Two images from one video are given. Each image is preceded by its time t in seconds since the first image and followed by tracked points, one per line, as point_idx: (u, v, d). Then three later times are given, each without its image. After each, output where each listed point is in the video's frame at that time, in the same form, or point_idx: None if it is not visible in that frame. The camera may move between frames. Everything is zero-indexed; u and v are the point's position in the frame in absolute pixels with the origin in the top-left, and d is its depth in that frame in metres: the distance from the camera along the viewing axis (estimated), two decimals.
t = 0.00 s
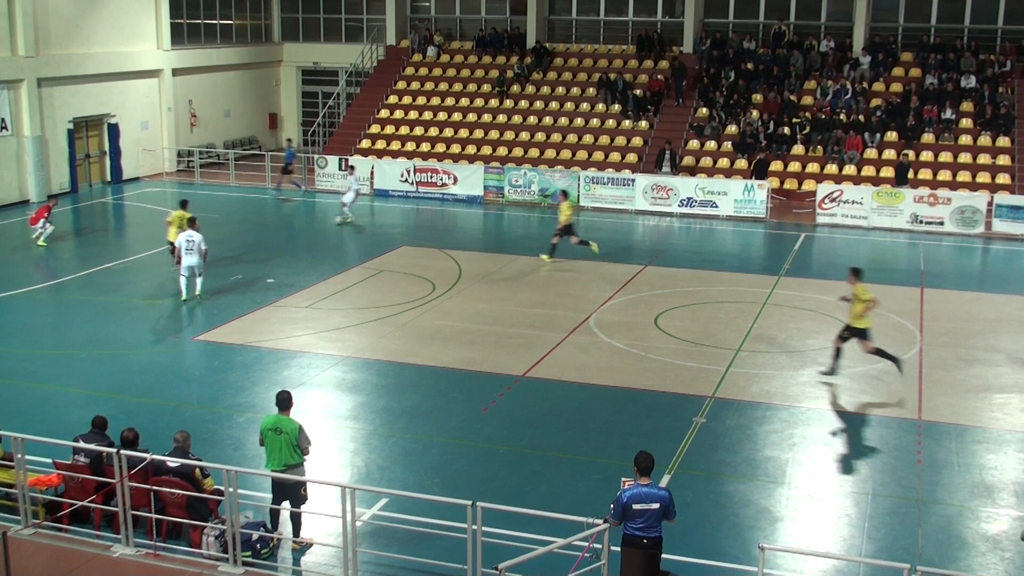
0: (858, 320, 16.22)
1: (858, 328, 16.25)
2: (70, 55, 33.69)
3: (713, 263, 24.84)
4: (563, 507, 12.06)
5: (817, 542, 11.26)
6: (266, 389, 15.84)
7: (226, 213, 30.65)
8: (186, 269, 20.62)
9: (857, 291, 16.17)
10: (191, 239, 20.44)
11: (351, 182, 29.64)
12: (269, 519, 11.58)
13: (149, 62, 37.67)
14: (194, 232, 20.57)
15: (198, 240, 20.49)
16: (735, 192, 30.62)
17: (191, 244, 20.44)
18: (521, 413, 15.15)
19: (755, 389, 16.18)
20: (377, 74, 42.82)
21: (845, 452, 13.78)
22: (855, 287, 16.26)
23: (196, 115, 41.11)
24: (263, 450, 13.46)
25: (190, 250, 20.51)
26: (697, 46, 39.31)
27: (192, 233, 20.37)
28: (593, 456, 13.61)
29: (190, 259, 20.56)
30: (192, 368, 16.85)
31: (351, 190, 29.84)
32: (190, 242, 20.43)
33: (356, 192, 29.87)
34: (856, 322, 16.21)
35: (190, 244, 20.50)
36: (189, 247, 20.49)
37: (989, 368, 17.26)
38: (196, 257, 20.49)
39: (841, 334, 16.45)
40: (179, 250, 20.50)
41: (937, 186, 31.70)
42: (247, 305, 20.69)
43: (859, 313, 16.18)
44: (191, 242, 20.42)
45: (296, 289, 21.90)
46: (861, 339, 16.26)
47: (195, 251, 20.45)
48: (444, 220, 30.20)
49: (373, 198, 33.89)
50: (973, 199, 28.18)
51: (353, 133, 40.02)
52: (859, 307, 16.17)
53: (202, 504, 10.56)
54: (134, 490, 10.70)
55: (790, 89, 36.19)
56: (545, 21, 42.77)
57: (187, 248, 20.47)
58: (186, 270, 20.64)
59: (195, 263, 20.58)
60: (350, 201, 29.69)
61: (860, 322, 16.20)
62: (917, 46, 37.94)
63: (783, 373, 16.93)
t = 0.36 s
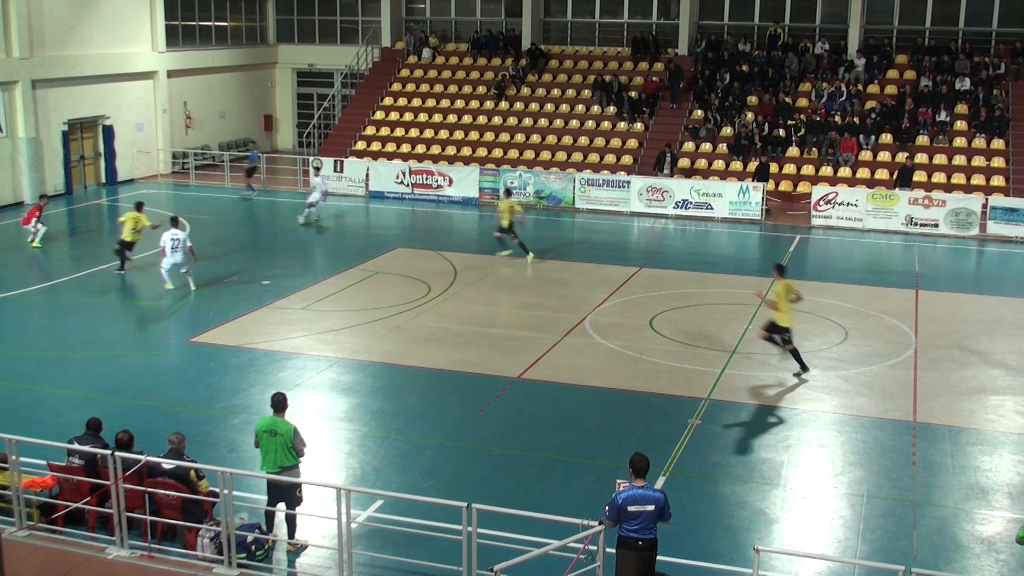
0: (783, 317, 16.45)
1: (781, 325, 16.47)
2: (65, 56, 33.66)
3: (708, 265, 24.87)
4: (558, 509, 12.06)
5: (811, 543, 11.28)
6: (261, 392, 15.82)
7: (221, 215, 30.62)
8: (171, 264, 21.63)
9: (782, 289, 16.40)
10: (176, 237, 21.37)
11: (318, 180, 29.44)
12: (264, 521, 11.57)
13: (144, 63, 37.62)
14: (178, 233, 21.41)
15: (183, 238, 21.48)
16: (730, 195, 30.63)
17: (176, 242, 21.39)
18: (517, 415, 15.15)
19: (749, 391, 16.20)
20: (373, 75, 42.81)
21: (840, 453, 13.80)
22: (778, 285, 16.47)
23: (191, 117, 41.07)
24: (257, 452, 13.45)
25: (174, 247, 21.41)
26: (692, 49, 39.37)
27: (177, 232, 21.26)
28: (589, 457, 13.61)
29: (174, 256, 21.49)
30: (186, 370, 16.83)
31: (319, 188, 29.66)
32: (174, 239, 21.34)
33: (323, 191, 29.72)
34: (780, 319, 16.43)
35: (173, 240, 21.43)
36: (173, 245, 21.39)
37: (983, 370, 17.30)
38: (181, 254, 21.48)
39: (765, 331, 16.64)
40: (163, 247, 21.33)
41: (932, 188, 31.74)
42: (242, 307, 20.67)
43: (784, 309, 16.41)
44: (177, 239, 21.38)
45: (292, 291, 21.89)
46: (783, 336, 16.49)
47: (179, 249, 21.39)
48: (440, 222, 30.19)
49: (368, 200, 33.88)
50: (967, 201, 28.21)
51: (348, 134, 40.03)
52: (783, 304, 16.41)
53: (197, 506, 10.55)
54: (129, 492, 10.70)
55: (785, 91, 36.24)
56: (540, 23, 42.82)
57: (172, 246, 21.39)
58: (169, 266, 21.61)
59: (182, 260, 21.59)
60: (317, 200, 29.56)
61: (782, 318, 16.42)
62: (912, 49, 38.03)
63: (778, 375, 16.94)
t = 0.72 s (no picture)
0: (725, 309, 17.10)
1: (724, 316, 17.14)
2: (63, 58, 33.65)
3: (706, 266, 24.89)
4: (556, 510, 12.05)
5: (809, 544, 11.29)
6: (259, 392, 15.82)
7: (218, 216, 30.60)
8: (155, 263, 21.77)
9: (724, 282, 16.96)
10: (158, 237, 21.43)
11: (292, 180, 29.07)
12: (262, 523, 11.56)
13: (141, 65, 37.59)
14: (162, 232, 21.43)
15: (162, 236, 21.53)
16: (728, 196, 30.63)
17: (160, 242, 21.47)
18: (515, 416, 15.15)
19: (747, 392, 16.20)
20: (370, 76, 42.80)
21: (838, 455, 13.81)
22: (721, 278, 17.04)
23: (188, 118, 41.05)
24: (255, 453, 13.44)
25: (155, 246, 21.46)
26: (689, 50, 39.41)
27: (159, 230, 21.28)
28: (587, 458, 13.62)
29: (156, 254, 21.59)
30: (184, 371, 16.82)
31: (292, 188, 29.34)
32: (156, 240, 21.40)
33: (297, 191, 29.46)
34: (722, 310, 17.10)
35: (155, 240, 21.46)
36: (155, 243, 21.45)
37: (981, 371, 17.32)
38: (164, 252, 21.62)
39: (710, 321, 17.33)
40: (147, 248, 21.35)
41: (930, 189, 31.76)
42: (240, 308, 20.67)
43: (726, 302, 17.05)
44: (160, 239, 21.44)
45: (289, 292, 21.88)
46: (726, 327, 17.21)
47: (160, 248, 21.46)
48: (438, 223, 30.19)
49: (366, 201, 33.85)
50: (965, 202, 28.23)
51: (346, 135, 40.04)
52: (725, 296, 17.02)
53: (195, 507, 10.54)
54: (127, 493, 10.69)
55: (783, 93, 36.26)
56: (538, 25, 42.83)
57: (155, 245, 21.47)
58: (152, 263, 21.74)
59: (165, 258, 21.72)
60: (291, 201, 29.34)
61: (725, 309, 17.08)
62: (910, 50, 38.06)
63: (776, 376, 16.94)
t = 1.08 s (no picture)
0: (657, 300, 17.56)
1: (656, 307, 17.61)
2: (59, 59, 33.61)
3: (702, 267, 24.92)
4: (553, 511, 12.05)
5: (806, 545, 11.30)
6: (255, 394, 15.81)
7: (215, 217, 30.58)
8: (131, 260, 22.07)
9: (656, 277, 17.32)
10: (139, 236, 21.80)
11: (262, 185, 28.59)
12: (258, 524, 11.55)
13: (138, 66, 37.55)
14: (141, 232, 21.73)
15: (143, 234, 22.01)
16: (724, 197, 30.65)
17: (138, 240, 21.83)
18: (511, 417, 15.15)
19: (743, 393, 16.20)
20: (366, 78, 42.81)
21: (834, 455, 13.82)
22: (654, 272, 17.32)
23: (185, 119, 41.03)
24: (251, 454, 13.43)
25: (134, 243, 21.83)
26: (685, 51, 39.45)
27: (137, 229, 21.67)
28: (583, 459, 13.63)
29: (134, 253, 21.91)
30: (180, 372, 16.80)
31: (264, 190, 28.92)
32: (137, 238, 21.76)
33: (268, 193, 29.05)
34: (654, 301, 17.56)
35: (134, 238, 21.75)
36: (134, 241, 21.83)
37: (977, 372, 17.34)
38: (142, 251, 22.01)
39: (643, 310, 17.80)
40: (126, 246, 21.73)
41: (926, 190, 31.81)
42: (237, 309, 20.66)
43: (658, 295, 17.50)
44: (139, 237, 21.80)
45: (286, 294, 21.87)
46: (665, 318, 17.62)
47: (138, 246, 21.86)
48: (435, 224, 30.18)
49: (362, 202, 33.83)
50: (961, 203, 28.28)
51: (342, 137, 40.05)
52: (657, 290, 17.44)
53: (191, 509, 10.54)
54: (122, 495, 10.68)
55: (779, 94, 36.29)
56: (535, 26, 42.85)
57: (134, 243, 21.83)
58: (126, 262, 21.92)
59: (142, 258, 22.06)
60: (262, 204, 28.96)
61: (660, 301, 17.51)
62: (905, 51, 38.13)
63: (773, 377, 16.96)
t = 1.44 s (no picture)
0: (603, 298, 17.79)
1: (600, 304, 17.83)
2: (56, 59, 33.58)
3: (699, 268, 24.95)
4: (551, 512, 12.05)
5: (803, 546, 11.31)
6: (252, 394, 15.81)
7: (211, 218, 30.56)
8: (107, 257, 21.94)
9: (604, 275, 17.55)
10: (113, 231, 21.58)
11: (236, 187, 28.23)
12: (255, 525, 11.54)
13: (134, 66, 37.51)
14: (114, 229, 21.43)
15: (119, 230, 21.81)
16: (721, 197, 30.66)
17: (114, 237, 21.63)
18: (508, 417, 15.15)
19: (740, 394, 16.22)
20: (363, 78, 42.80)
21: (831, 456, 13.84)
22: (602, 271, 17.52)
23: (181, 120, 41.01)
24: (248, 455, 13.41)
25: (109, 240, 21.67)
26: (682, 52, 39.49)
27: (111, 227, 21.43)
28: (580, 459, 13.64)
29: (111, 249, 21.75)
30: (177, 373, 16.78)
31: (239, 194, 28.48)
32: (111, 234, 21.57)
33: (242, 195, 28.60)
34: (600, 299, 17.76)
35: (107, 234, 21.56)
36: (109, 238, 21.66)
37: (973, 373, 17.37)
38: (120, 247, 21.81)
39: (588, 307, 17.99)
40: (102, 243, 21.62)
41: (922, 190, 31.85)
42: (233, 310, 20.65)
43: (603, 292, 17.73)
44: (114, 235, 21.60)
45: (282, 294, 21.86)
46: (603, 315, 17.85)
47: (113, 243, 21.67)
48: (431, 225, 30.17)
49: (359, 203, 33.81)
50: (957, 203, 28.32)
51: (339, 137, 40.04)
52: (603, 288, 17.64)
53: (187, 510, 10.53)
54: (119, 496, 10.67)
55: (776, 94, 36.33)
56: (531, 26, 42.87)
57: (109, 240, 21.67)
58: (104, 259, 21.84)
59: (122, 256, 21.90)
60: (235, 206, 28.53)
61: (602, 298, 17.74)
62: (901, 52, 38.17)
63: (769, 377, 16.98)
